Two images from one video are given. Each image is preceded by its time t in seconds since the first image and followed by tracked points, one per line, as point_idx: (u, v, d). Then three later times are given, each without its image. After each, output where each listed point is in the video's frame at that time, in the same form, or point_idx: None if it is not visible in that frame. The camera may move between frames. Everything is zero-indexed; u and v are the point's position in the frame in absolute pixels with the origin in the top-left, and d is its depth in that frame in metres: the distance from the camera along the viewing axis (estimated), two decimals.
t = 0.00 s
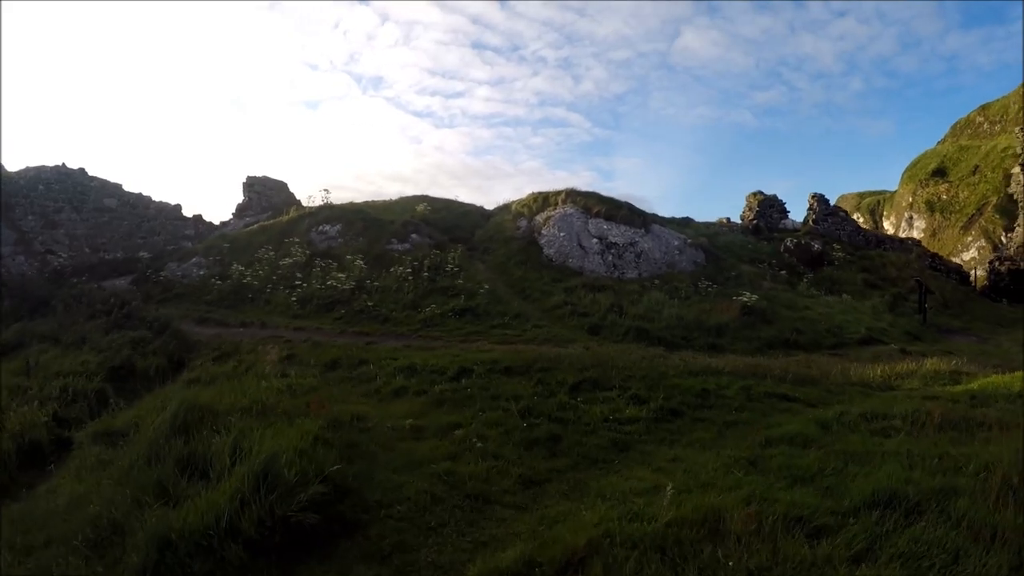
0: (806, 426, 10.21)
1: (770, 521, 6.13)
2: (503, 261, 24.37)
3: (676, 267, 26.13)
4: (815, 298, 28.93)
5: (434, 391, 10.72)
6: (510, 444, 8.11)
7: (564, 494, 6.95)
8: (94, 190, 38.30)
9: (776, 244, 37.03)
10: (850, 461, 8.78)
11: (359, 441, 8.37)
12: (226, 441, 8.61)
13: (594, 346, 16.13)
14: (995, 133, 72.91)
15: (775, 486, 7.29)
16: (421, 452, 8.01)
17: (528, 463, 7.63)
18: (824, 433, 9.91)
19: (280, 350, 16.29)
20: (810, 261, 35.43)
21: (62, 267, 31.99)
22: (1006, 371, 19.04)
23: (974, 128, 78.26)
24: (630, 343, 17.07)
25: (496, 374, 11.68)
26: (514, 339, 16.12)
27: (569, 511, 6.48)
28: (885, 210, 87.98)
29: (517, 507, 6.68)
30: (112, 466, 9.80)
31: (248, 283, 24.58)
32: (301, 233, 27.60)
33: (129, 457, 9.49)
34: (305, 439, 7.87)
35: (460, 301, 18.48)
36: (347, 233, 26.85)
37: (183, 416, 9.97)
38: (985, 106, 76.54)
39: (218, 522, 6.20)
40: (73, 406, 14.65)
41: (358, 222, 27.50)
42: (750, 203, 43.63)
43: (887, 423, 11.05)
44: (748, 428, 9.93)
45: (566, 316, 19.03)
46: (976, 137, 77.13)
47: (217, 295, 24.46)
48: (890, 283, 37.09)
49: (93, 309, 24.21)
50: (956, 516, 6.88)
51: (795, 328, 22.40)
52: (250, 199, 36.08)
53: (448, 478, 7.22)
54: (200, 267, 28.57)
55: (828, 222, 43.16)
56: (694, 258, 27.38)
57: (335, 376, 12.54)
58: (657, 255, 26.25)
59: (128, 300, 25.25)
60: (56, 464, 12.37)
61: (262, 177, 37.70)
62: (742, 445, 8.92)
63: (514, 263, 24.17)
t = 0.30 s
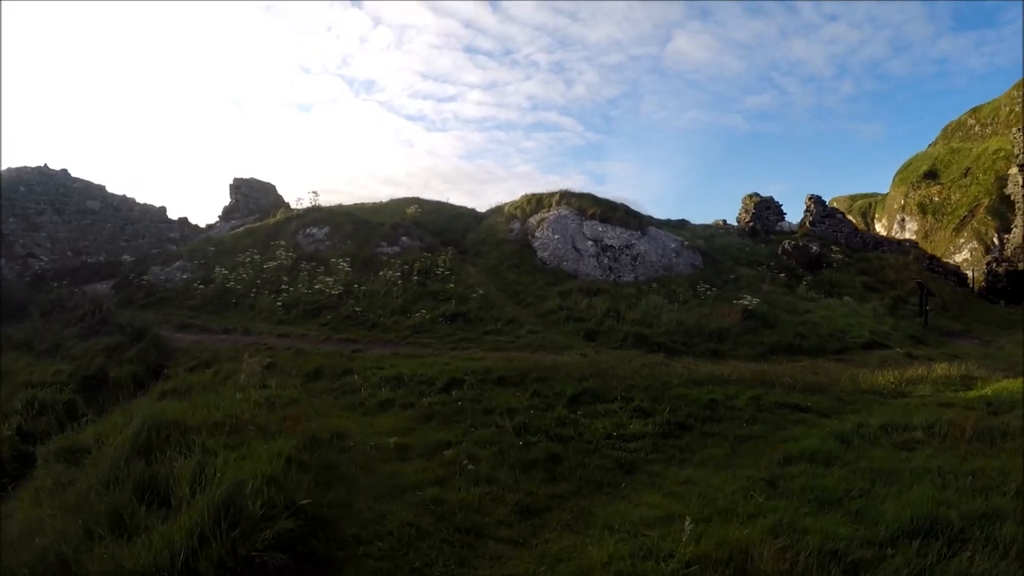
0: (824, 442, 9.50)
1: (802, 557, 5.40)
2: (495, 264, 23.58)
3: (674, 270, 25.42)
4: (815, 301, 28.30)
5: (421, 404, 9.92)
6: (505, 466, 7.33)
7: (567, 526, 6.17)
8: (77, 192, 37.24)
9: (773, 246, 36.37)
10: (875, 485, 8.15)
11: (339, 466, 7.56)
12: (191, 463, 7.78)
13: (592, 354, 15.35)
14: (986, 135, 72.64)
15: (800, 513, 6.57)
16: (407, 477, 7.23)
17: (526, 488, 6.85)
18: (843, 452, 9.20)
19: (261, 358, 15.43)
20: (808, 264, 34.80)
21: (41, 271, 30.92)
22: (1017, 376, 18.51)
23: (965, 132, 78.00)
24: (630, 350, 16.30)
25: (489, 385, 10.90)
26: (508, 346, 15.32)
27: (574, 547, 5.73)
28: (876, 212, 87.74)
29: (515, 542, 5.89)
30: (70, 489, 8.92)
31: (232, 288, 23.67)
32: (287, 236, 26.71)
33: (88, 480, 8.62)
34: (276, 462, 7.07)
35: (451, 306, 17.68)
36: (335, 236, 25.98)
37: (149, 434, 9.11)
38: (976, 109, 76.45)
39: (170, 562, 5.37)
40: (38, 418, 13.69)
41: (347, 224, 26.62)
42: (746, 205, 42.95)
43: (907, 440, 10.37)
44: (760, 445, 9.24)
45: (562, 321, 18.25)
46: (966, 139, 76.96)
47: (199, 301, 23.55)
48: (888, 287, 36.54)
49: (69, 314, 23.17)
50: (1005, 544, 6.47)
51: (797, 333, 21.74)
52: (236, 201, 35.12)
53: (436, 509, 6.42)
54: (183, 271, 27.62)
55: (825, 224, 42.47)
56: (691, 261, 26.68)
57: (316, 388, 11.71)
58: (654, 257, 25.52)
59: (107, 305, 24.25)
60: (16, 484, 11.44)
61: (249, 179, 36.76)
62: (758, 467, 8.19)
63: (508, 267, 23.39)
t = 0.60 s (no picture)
0: (847, 459, 8.87)
1: None
2: (491, 264, 22.88)
3: (675, 270, 24.76)
4: (818, 302, 27.73)
5: (413, 415, 9.24)
6: (505, 490, 6.63)
7: (576, 561, 5.50)
8: (64, 191, 36.32)
9: (774, 245, 35.76)
10: (907, 507, 7.53)
11: (320, 492, 6.86)
12: (159, 486, 7.05)
13: (593, 358, 14.67)
14: (983, 135, 72.12)
15: (833, 543, 5.91)
16: (396, 503, 6.54)
17: (528, 516, 6.17)
18: (869, 470, 8.61)
19: (246, 363, 14.68)
20: (810, 264, 34.21)
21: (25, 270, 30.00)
22: None
23: (961, 132, 77.43)
24: (633, 354, 15.64)
25: (486, 393, 10.23)
26: (506, 350, 14.61)
27: None
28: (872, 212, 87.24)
29: None
30: (31, 510, 8.18)
31: (220, 288, 22.90)
32: (278, 235, 25.92)
33: (48, 501, 7.88)
34: (251, 487, 6.36)
35: (446, 307, 16.98)
36: (327, 235, 25.20)
37: (117, 450, 8.36)
38: (972, 109, 76.08)
39: None
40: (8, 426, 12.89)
41: (339, 223, 25.84)
42: (746, 203, 42.29)
43: (932, 456, 9.79)
44: (779, 462, 8.68)
45: (561, 323, 17.56)
46: (962, 138, 76.30)
47: (186, 302, 22.77)
48: (891, 287, 36.02)
49: (51, 316, 22.33)
50: None
51: (802, 336, 21.16)
52: (227, 199, 34.30)
53: (428, 542, 5.72)
54: (171, 271, 26.81)
55: (826, 223, 41.92)
56: (693, 261, 26.03)
57: (301, 396, 10.99)
58: (654, 257, 24.83)
59: (91, 305, 23.43)
60: None
61: (241, 177, 35.91)
62: (780, 489, 7.61)
63: (504, 267, 22.68)
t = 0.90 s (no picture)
0: (879, 481, 8.13)
1: None
2: (487, 267, 22.02)
3: (676, 274, 23.96)
4: (824, 307, 27.01)
5: (402, 430, 8.40)
6: (503, 520, 5.82)
7: None
8: (48, 190, 35.24)
9: (777, 249, 34.97)
10: (953, 534, 6.78)
11: (291, 521, 6.03)
12: (107, 514, 6.20)
13: (595, 365, 13.83)
14: (979, 140, 71.44)
15: None
16: (377, 534, 5.71)
17: (529, 552, 5.35)
18: (903, 491, 7.88)
19: (227, 369, 13.73)
20: (813, 267, 33.46)
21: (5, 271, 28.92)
22: None
23: (956, 136, 76.52)
24: (638, 362, 14.79)
25: (481, 405, 9.39)
26: (502, 358, 13.72)
27: None
28: (869, 216, 86.77)
29: None
30: None
31: (205, 289, 21.88)
32: (266, 236, 24.91)
33: None
34: (208, 518, 5.50)
35: (440, 311, 16.14)
36: (317, 236, 24.25)
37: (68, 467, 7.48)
38: (969, 113, 75.41)
39: None
40: None
41: (331, 224, 24.81)
42: (747, 206, 41.34)
43: (966, 473, 9.05)
44: (805, 482, 8.05)
45: (560, 329, 16.72)
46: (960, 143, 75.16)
47: (170, 305, 21.78)
48: (894, 291, 35.37)
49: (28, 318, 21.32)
50: None
51: (810, 343, 20.44)
52: (216, 199, 33.32)
53: None
54: (155, 273, 25.80)
55: (828, 226, 41.25)
56: (695, 264, 25.21)
57: (281, 406, 10.10)
58: (655, 260, 23.99)
59: (71, 307, 22.45)
60: None
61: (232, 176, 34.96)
62: (811, 515, 6.90)
63: (501, 269, 21.80)
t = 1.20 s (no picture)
0: (915, 503, 7.53)
1: None
2: (485, 267, 21.19)
3: (680, 274, 23.24)
4: (831, 308, 26.38)
5: (393, 445, 7.64)
6: (505, 558, 5.12)
7: None
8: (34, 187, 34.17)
9: (781, 248, 34.26)
10: (1004, 563, 6.17)
11: (266, 555, 5.32)
12: (54, 546, 5.44)
13: (600, 371, 13.08)
14: (977, 140, 70.41)
15: None
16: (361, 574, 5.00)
17: None
18: (943, 514, 7.26)
19: (211, 375, 12.81)
20: (818, 267, 32.76)
21: None
22: None
23: (955, 135, 75.40)
24: (646, 367, 14.08)
25: (480, 417, 8.67)
26: (503, 363, 12.93)
27: None
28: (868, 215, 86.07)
29: None
30: None
31: (194, 292, 20.47)
32: (258, 235, 23.18)
33: None
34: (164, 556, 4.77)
35: (437, 313, 15.37)
36: (310, 234, 22.80)
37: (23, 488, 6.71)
38: (966, 114, 74.15)
39: None
40: None
41: (326, 222, 23.06)
42: (750, 205, 40.47)
43: (1003, 491, 8.42)
44: (836, 504, 7.59)
45: (562, 332, 16.00)
46: (958, 144, 73.56)
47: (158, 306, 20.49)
48: (900, 293, 34.76)
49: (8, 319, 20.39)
50: None
51: (819, 347, 19.87)
52: (208, 198, 32.43)
53: None
54: (144, 273, 24.86)
55: (832, 226, 40.57)
56: (699, 264, 24.54)
57: (263, 416, 9.32)
58: (659, 260, 23.22)
59: (54, 308, 21.52)
60: None
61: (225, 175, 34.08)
62: (850, 545, 6.34)
63: (501, 270, 20.98)
